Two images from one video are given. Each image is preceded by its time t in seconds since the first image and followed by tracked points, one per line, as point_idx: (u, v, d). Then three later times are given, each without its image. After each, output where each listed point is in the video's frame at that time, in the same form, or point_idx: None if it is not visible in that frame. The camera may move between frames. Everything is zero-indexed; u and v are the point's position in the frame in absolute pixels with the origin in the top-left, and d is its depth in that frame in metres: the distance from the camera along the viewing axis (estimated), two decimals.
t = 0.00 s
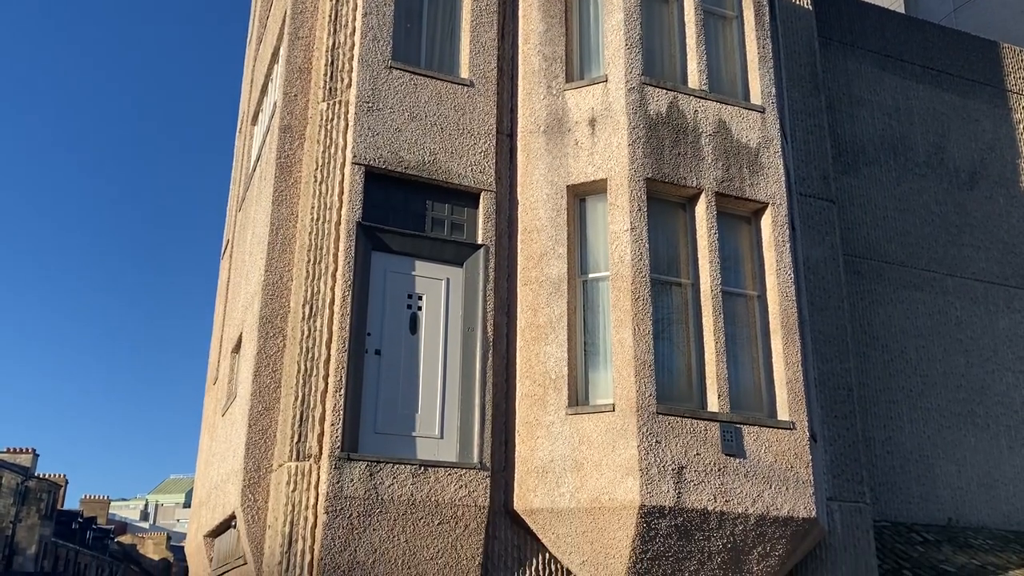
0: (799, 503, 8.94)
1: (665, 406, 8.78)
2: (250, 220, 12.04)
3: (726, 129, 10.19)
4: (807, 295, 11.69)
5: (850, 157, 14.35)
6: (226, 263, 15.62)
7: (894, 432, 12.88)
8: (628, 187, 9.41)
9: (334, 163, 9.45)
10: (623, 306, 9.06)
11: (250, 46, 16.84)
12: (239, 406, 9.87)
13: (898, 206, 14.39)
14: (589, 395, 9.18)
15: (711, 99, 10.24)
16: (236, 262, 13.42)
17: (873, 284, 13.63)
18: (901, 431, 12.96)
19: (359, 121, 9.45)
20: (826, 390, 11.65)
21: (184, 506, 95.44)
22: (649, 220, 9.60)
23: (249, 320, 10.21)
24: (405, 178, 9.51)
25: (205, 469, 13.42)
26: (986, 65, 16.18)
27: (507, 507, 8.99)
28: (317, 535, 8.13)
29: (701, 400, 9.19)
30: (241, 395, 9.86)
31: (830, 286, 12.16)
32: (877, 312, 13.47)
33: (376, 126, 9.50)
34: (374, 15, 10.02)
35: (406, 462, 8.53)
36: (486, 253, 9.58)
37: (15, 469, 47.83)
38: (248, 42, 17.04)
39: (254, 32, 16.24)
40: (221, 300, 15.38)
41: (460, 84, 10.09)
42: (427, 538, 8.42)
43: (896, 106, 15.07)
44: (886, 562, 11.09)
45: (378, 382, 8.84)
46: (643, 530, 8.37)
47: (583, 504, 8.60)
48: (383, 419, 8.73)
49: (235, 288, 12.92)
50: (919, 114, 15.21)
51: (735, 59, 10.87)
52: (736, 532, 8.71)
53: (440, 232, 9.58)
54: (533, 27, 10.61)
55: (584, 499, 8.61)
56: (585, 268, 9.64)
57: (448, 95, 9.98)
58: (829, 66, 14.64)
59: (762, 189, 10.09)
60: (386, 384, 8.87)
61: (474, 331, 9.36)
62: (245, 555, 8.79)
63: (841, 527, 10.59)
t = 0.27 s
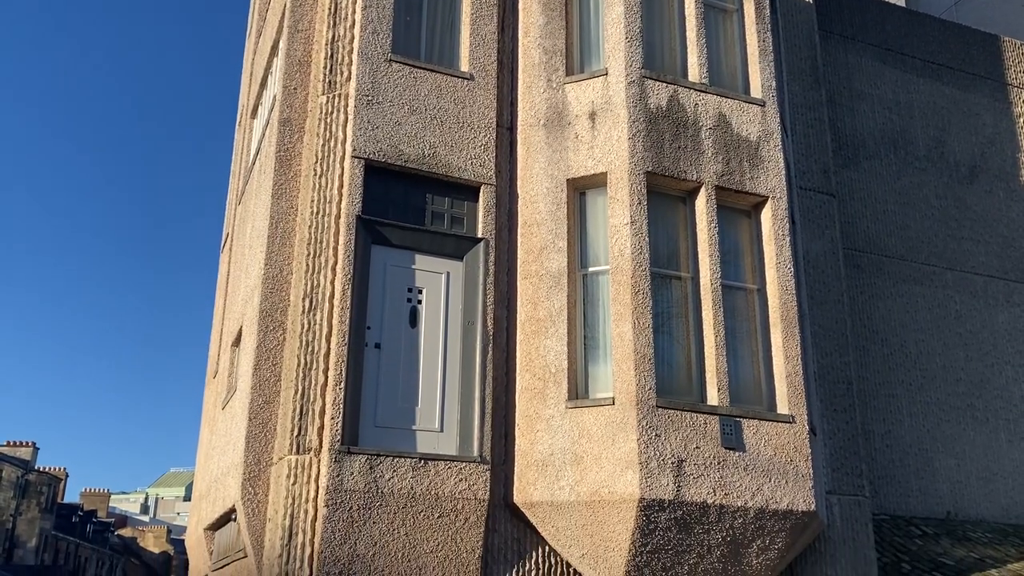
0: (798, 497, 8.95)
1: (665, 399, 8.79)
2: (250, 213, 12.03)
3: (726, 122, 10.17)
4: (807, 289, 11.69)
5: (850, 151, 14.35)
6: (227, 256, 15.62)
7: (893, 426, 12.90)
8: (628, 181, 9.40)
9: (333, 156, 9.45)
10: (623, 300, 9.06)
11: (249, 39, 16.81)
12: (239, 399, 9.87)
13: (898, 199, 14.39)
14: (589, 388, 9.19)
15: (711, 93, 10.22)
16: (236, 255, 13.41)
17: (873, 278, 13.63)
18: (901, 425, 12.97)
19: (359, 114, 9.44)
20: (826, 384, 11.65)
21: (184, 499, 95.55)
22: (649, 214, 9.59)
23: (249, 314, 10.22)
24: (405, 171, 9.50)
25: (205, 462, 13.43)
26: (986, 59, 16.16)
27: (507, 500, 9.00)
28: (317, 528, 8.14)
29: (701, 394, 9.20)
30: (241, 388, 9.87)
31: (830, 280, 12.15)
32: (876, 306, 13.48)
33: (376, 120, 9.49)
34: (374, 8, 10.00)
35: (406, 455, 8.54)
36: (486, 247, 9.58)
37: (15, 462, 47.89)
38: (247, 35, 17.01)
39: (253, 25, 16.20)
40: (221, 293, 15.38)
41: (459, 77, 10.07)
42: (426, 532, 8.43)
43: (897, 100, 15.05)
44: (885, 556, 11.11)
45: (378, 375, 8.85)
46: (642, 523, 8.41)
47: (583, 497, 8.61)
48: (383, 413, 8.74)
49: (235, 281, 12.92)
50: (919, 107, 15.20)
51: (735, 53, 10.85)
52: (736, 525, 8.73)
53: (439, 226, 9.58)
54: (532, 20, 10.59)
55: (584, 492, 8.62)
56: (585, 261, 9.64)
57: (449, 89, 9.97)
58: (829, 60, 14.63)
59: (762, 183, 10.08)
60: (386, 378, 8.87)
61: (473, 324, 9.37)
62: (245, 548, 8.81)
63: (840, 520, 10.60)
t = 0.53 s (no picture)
0: (798, 491, 8.97)
1: (665, 394, 8.80)
2: (250, 208, 12.03)
3: (726, 117, 10.16)
4: (807, 284, 11.69)
5: (850, 145, 14.34)
6: (226, 250, 15.63)
7: (892, 420, 12.91)
8: (629, 175, 9.40)
9: (333, 150, 9.44)
10: (623, 294, 9.06)
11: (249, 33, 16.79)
12: (239, 393, 9.87)
13: (898, 194, 14.38)
14: (589, 382, 9.19)
15: (711, 87, 10.21)
16: (236, 250, 13.40)
17: (873, 273, 13.63)
18: (900, 419, 12.98)
19: (358, 108, 9.43)
20: (825, 378, 11.66)
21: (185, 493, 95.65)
22: (649, 208, 9.59)
23: (249, 308, 10.22)
24: (405, 165, 9.49)
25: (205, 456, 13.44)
26: (986, 53, 16.14)
27: (506, 494, 9.01)
28: (317, 523, 8.15)
29: (701, 388, 9.21)
30: (241, 382, 9.88)
31: (830, 274, 12.15)
32: (876, 300, 13.49)
33: (375, 114, 9.48)
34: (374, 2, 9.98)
35: (406, 449, 8.55)
36: (486, 242, 9.58)
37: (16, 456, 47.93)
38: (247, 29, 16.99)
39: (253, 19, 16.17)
40: (221, 288, 15.38)
41: (459, 71, 10.06)
42: (426, 526, 8.44)
43: (897, 94, 15.04)
44: (884, 550, 11.13)
45: (378, 369, 8.85)
46: (642, 517, 8.41)
47: (583, 491, 8.62)
48: (383, 407, 8.75)
49: (234, 276, 12.92)
50: (919, 102, 15.18)
51: (735, 47, 10.84)
52: (735, 519, 8.74)
53: (439, 220, 9.58)
54: (532, 14, 10.57)
55: (584, 486, 8.64)
56: (585, 256, 9.64)
57: (449, 83, 9.95)
58: (829, 54, 14.62)
59: (762, 177, 10.08)
60: (386, 372, 8.88)
61: (473, 319, 9.37)
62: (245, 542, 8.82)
63: (839, 514, 10.61)
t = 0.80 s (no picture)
0: (797, 485, 8.98)
1: (665, 388, 8.80)
2: (250, 202, 12.03)
3: (726, 111, 10.15)
4: (807, 279, 11.69)
5: (850, 140, 14.33)
6: (226, 245, 15.62)
7: (892, 415, 12.93)
8: (629, 170, 9.39)
9: (333, 145, 9.43)
10: (623, 289, 9.06)
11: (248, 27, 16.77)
12: (239, 388, 9.88)
13: (898, 189, 14.38)
14: (589, 377, 9.20)
15: (712, 82, 10.20)
16: (236, 244, 13.40)
17: (873, 267, 13.63)
18: (900, 414, 13.00)
19: (358, 103, 9.42)
20: (825, 373, 11.66)
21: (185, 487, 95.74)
22: (649, 203, 9.59)
23: (249, 302, 10.22)
24: (405, 160, 9.49)
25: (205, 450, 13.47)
26: (987, 47, 16.12)
27: (506, 489, 9.02)
28: (317, 517, 8.17)
29: (700, 383, 9.22)
30: (241, 377, 9.88)
31: (829, 269, 12.15)
32: (876, 295, 13.49)
33: (375, 108, 9.47)
34: None
35: (406, 444, 8.56)
36: (486, 237, 9.58)
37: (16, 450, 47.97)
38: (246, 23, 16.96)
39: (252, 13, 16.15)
40: (221, 282, 15.38)
41: (459, 65, 10.05)
42: (426, 520, 8.46)
43: (897, 89, 15.02)
44: (884, 544, 11.15)
45: (378, 364, 8.86)
46: (642, 512, 8.43)
47: (583, 486, 8.64)
48: (383, 402, 8.76)
49: (234, 271, 12.92)
50: (920, 96, 15.17)
51: (736, 42, 10.82)
52: (735, 513, 8.76)
53: (439, 215, 9.58)
54: (532, 9, 10.55)
55: (584, 480, 8.65)
56: (585, 251, 9.64)
57: (448, 77, 9.94)
58: (830, 49, 14.61)
59: (762, 172, 10.08)
60: (386, 367, 8.88)
61: (473, 314, 9.37)
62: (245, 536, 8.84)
63: (839, 509, 10.62)
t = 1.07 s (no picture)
0: (797, 480, 9.00)
1: (665, 383, 8.81)
2: (250, 198, 12.03)
3: (726, 106, 10.14)
4: (807, 274, 11.69)
5: (851, 135, 14.32)
6: (226, 240, 15.63)
7: (892, 410, 12.94)
8: (629, 166, 9.39)
9: (333, 140, 9.43)
10: (623, 284, 9.06)
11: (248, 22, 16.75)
12: (240, 383, 9.89)
13: (898, 184, 14.37)
14: (589, 372, 9.21)
15: (712, 77, 10.19)
16: (236, 239, 13.39)
17: (873, 263, 13.63)
18: (900, 409, 13.01)
19: (358, 98, 9.42)
20: (825, 368, 11.67)
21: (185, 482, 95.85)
22: (649, 198, 9.59)
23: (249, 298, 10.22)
24: (405, 156, 9.48)
25: (205, 446, 13.50)
26: (987, 42, 16.10)
27: (507, 484, 9.03)
28: (317, 512, 8.19)
29: (700, 378, 9.22)
30: (241, 372, 9.89)
31: (829, 264, 12.14)
32: (876, 290, 13.49)
33: (375, 104, 9.46)
34: None
35: (406, 439, 8.57)
36: (486, 232, 9.58)
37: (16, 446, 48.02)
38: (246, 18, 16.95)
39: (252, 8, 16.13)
40: (221, 278, 15.39)
41: (459, 60, 10.04)
42: (427, 515, 8.48)
43: (898, 84, 15.01)
44: (883, 539, 11.17)
45: (379, 360, 8.87)
46: (642, 507, 8.44)
47: (583, 481, 8.65)
48: (383, 397, 8.76)
49: (235, 266, 12.92)
50: (920, 91, 15.16)
51: (736, 36, 10.81)
52: (735, 508, 8.77)
53: (439, 210, 9.57)
54: (533, 4, 10.54)
55: (584, 475, 8.66)
56: (585, 246, 9.64)
57: (449, 73, 9.93)
58: (830, 44, 14.60)
59: (762, 167, 10.07)
60: (387, 362, 8.89)
61: (474, 309, 9.37)
62: (246, 531, 8.85)
63: (839, 503, 10.64)
